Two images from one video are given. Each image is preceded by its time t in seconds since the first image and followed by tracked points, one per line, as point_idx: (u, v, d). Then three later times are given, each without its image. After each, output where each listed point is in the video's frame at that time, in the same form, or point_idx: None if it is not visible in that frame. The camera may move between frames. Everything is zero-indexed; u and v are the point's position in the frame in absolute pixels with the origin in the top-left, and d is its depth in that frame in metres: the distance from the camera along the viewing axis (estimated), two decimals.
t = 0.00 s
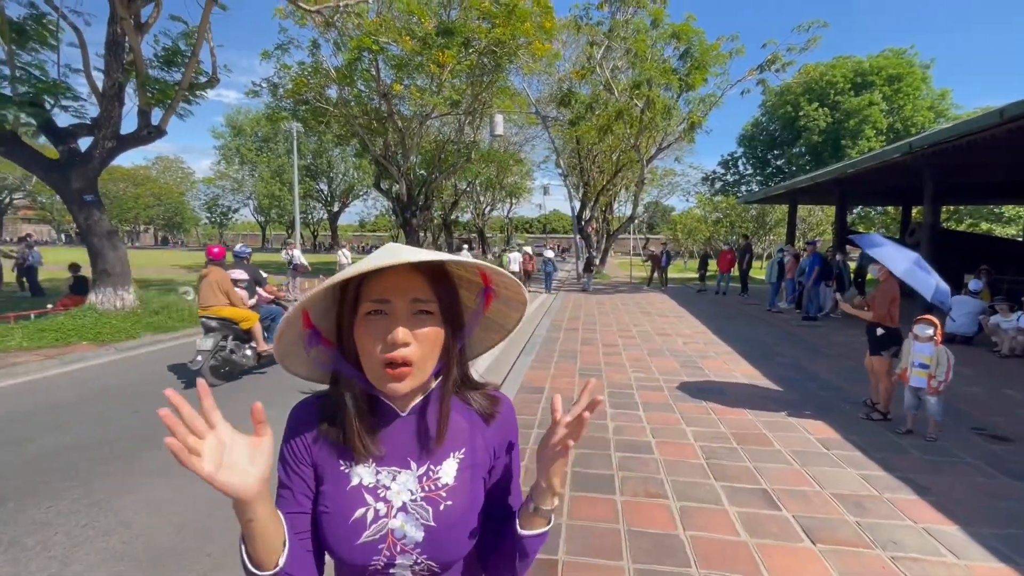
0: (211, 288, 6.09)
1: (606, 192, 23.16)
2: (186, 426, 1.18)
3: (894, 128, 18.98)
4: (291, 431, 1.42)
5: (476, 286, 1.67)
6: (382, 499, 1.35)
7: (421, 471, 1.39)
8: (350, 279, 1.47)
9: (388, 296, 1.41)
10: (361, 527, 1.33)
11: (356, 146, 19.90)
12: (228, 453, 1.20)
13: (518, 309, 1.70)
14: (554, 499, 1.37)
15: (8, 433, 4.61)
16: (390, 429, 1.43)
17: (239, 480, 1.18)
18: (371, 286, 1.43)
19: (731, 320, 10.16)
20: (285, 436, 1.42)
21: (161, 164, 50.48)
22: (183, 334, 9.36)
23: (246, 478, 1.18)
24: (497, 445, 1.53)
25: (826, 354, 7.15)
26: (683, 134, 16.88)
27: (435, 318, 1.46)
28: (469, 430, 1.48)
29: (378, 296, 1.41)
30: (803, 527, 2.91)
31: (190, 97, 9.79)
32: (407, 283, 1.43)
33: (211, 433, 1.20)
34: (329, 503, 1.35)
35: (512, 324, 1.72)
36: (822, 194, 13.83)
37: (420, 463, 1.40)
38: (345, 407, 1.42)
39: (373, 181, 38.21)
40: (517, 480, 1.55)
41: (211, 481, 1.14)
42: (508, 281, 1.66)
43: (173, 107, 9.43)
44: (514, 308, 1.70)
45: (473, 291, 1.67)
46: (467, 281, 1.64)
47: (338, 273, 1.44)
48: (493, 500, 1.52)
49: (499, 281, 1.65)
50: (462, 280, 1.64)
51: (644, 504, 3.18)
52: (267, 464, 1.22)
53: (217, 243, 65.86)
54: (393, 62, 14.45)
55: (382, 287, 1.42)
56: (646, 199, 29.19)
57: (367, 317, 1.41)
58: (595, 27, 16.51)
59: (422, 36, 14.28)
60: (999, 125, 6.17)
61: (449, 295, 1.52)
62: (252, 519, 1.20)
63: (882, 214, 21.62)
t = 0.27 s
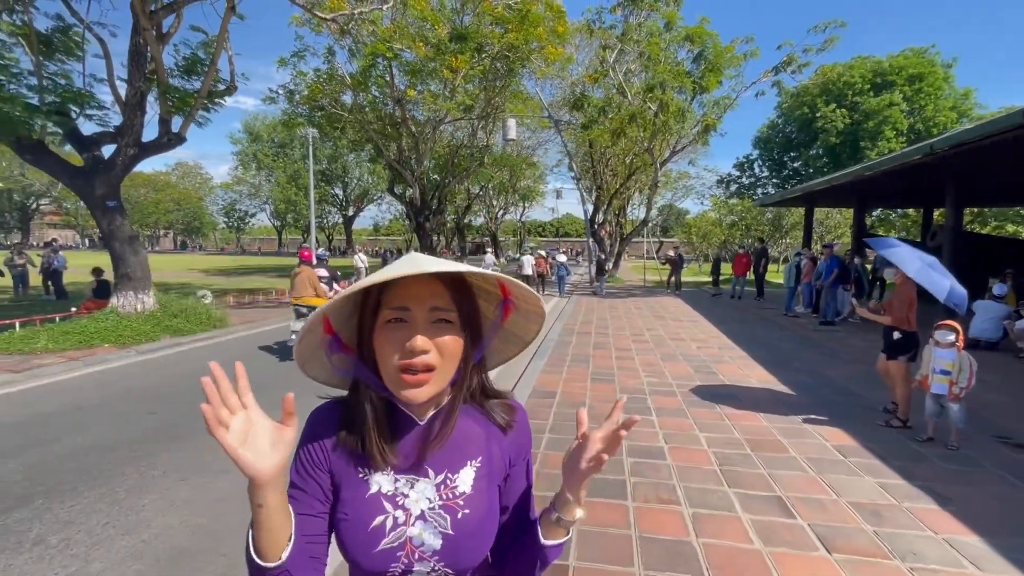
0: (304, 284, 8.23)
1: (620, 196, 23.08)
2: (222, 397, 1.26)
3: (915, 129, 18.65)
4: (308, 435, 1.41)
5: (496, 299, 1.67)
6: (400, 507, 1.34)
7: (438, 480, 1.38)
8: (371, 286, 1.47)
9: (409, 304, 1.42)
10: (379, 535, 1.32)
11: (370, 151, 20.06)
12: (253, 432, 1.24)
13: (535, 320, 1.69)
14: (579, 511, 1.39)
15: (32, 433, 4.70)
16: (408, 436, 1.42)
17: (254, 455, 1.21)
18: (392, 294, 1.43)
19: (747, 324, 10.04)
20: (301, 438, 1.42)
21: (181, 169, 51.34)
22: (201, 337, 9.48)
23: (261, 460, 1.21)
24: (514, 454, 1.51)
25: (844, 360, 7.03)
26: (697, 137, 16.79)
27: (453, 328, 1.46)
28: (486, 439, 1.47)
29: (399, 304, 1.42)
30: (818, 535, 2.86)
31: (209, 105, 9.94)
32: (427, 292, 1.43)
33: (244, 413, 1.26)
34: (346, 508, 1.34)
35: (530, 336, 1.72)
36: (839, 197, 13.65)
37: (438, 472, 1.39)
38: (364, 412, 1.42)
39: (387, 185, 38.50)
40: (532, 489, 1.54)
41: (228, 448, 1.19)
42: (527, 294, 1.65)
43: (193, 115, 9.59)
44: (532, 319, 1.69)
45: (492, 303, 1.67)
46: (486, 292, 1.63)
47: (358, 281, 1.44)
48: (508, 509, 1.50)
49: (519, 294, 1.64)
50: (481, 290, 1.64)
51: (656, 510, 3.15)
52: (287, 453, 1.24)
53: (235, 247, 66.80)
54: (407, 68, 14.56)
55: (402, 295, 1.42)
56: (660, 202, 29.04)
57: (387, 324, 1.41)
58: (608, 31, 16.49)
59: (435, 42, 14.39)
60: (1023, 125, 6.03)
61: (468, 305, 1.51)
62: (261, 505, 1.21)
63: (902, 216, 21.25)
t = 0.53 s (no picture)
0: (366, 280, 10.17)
1: (632, 198, 22.97)
2: (249, 408, 1.21)
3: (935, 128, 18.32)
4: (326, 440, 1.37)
5: (515, 305, 1.64)
6: (421, 518, 1.31)
7: (459, 491, 1.35)
8: (390, 289, 1.45)
9: (427, 308, 1.39)
10: (400, 547, 1.29)
11: (383, 155, 20.18)
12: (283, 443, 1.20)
13: (553, 327, 1.69)
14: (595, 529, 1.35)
15: (52, 434, 4.75)
16: (428, 445, 1.39)
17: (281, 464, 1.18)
18: (411, 297, 1.40)
19: (762, 328, 9.92)
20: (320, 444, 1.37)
21: (198, 174, 52.07)
22: (217, 339, 9.58)
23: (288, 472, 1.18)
24: (532, 464, 1.50)
25: (863, 364, 6.90)
26: (711, 139, 16.66)
27: (473, 332, 1.43)
28: (505, 447, 1.45)
29: (417, 307, 1.39)
30: (835, 543, 2.80)
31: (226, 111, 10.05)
32: (448, 296, 1.41)
33: (269, 423, 1.21)
34: (367, 520, 1.31)
35: (551, 343, 1.70)
36: (856, 199, 13.46)
37: (459, 482, 1.36)
38: (384, 419, 1.40)
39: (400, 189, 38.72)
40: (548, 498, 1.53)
41: (255, 462, 1.15)
42: (548, 300, 1.64)
43: (210, 121, 9.70)
44: (550, 325, 1.68)
45: (512, 309, 1.65)
46: (505, 298, 1.62)
47: (378, 284, 1.42)
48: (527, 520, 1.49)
49: (539, 300, 1.62)
50: (500, 296, 1.62)
51: (671, 516, 3.10)
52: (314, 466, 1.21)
53: (250, 251, 67.58)
54: (419, 72, 14.62)
55: (423, 299, 1.39)
56: (673, 204, 28.86)
57: (407, 328, 1.38)
58: (620, 33, 16.44)
59: (447, 46, 14.44)
60: None
61: (488, 310, 1.49)
62: (289, 519, 1.19)
63: (921, 218, 20.87)
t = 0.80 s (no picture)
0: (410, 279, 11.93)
1: (642, 200, 22.87)
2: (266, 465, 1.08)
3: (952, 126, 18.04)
4: (340, 446, 1.36)
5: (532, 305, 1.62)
6: (436, 523, 1.29)
7: (474, 495, 1.33)
8: (406, 294, 1.43)
9: (444, 313, 1.37)
10: (415, 553, 1.27)
11: (394, 158, 20.27)
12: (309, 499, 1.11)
13: (570, 325, 1.67)
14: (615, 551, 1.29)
15: (70, 435, 4.78)
16: (444, 450, 1.38)
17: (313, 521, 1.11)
18: (427, 302, 1.38)
19: (775, 330, 9.81)
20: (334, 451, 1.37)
21: (212, 179, 52.63)
22: (231, 341, 9.64)
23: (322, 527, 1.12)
24: (549, 468, 1.47)
25: (879, 367, 6.79)
26: (722, 139, 16.54)
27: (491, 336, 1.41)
28: (522, 452, 1.43)
29: (433, 313, 1.37)
30: (851, 550, 2.74)
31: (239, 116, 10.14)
32: (464, 300, 1.38)
33: (289, 482, 1.09)
34: (381, 528, 1.28)
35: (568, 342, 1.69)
36: (871, 198, 13.28)
37: (474, 487, 1.34)
38: (400, 426, 1.38)
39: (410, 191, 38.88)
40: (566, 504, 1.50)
41: (289, 532, 1.05)
42: (564, 299, 1.62)
43: (224, 126, 9.78)
44: (566, 323, 1.67)
45: (528, 310, 1.63)
46: (520, 298, 1.60)
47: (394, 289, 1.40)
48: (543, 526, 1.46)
49: (554, 299, 1.60)
50: (516, 297, 1.60)
51: (682, 521, 3.06)
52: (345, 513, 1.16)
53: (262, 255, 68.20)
54: (429, 76, 14.65)
55: (438, 304, 1.37)
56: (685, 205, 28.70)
57: (423, 333, 1.36)
58: (629, 34, 16.39)
59: (457, 49, 14.46)
60: None
61: (504, 313, 1.47)
62: (329, 563, 1.17)
63: (939, 217, 20.54)
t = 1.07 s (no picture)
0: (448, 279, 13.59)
1: (650, 200, 22.78)
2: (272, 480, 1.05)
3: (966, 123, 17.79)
4: (360, 454, 1.35)
5: (550, 312, 1.59)
6: (456, 531, 1.27)
7: (494, 503, 1.31)
8: (429, 301, 1.40)
9: (468, 319, 1.34)
10: (435, 561, 1.24)
11: (402, 161, 20.33)
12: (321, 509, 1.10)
13: (589, 335, 1.64)
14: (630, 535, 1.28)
15: (86, 438, 4.81)
16: (463, 457, 1.35)
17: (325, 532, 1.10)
18: (451, 309, 1.35)
19: (787, 331, 9.71)
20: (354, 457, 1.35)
21: (224, 184, 53.10)
22: (242, 344, 9.69)
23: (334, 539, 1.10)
24: (568, 475, 1.44)
25: (894, 368, 6.69)
26: (731, 139, 16.43)
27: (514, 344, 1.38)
28: (541, 460, 1.41)
29: (456, 319, 1.34)
30: (866, 554, 2.69)
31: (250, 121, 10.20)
32: (488, 307, 1.36)
33: (299, 492, 1.08)
34: (400, 536, 1.26)
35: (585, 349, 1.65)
36: (883, 197, 13.12)
37: (493, 494, 1.32)
38: (419, 432, 1.35)
39: (418, 194, 39.01)
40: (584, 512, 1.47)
41: (302, 544, 1.05)
42: (584, 308, 1.59)
43: (234, 132, 9.85)
44: (585, 333, 1.64)
45: (546, 318, 1.61)
46: (539, 306, 1.57)
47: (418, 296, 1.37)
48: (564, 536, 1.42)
49: (575, 308, 1.58)
50: (536, 306, 1.57)
51: (694, 525, 3.01)
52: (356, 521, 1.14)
53: (272, 258, 68.70)
54: (437, 79, 14.68)
55: (462, 311, 1.34)
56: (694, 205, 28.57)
57: (447, 340, 1.33)
58: (637, 35, 16.34)
59: (464, 52, 14.47)
60: None
61: (527, 322, 1.44)
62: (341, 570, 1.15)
63: (953, 215, 20.26)
